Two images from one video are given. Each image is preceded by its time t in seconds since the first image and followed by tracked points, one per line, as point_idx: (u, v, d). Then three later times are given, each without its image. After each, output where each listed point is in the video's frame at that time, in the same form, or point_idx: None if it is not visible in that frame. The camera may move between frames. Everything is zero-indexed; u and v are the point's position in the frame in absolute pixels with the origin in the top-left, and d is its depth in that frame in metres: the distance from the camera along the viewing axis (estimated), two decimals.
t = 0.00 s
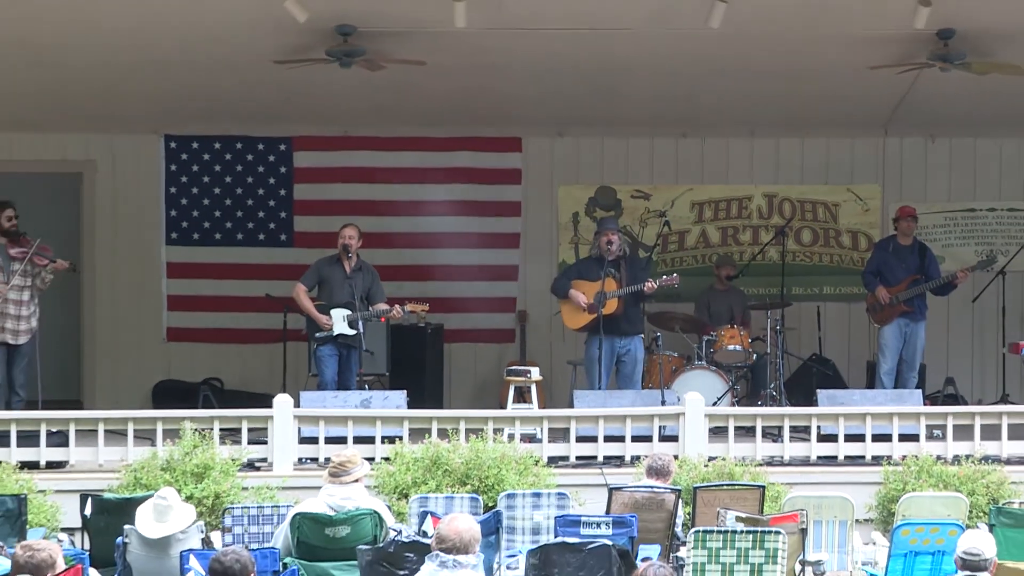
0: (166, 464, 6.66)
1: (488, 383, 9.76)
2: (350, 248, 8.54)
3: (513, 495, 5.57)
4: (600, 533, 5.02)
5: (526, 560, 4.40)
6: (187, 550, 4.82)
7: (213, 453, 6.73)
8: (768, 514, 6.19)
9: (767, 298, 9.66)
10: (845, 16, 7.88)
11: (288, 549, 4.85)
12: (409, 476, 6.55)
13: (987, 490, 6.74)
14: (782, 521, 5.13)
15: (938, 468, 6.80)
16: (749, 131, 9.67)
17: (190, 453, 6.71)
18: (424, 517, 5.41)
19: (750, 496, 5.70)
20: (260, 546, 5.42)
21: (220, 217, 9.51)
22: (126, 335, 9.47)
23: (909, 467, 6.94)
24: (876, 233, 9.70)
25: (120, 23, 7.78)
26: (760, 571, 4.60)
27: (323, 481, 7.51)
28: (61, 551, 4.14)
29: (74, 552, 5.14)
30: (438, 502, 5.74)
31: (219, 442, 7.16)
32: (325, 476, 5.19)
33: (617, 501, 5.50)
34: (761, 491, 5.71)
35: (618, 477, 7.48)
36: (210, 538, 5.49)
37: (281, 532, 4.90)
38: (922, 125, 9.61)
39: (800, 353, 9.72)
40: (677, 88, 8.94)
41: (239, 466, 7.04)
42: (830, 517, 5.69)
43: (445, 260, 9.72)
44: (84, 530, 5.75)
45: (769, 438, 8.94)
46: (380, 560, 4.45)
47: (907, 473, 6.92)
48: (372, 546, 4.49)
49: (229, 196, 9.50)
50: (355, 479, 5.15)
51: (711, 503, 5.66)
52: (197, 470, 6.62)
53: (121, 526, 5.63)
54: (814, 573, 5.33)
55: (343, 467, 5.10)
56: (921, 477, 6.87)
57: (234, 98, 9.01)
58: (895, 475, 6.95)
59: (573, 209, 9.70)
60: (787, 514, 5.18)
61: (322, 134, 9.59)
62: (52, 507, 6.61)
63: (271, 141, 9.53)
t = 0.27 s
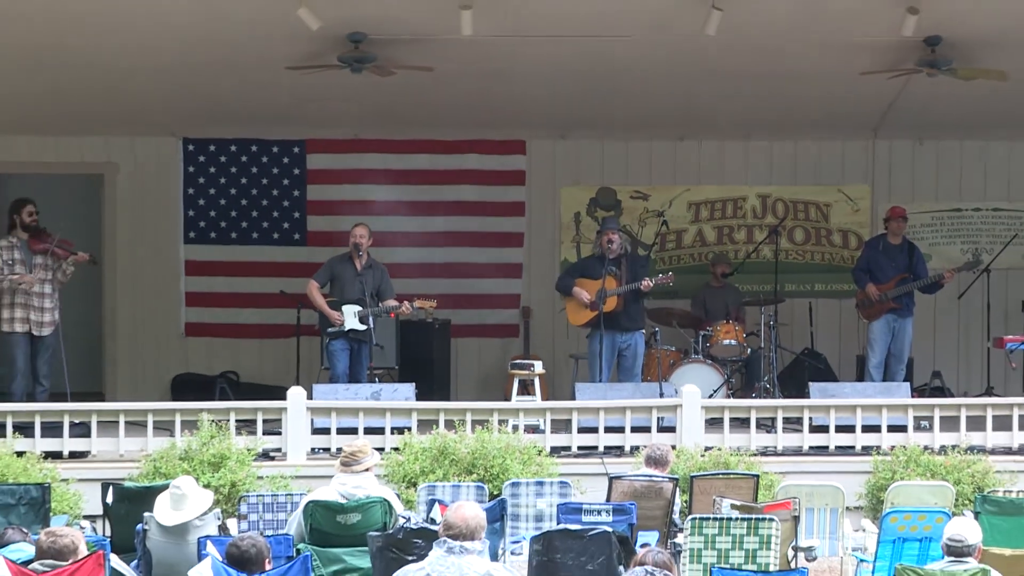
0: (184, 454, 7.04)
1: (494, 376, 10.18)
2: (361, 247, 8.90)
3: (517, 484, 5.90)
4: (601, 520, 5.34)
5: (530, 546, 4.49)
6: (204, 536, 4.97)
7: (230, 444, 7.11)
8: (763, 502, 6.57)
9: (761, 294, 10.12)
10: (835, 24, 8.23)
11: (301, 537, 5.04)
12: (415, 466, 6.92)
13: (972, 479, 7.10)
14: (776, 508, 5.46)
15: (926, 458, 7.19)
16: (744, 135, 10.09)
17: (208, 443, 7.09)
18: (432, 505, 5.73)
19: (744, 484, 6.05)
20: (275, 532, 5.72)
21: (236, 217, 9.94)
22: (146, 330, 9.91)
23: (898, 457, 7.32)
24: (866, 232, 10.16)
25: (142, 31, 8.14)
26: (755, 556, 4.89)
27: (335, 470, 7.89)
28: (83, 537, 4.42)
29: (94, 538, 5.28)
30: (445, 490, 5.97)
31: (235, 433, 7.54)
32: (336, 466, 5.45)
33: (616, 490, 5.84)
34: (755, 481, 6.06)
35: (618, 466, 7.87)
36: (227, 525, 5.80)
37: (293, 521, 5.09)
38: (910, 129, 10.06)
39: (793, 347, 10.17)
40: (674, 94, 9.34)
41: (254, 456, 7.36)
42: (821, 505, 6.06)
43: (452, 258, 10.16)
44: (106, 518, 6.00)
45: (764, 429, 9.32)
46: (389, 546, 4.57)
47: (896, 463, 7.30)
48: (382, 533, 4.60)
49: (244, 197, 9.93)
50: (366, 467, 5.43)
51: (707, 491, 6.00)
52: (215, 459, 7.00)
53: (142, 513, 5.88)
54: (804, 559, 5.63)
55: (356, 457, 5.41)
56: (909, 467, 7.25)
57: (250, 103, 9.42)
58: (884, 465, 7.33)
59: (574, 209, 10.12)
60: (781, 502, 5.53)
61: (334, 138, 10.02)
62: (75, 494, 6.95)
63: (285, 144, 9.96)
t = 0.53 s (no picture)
0: (200, 445, 7.43)
1: (498, 370, 10.60)
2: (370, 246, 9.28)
3: (519, 473, 6.28)
4: (600, 508, 5.59)
5: (532, 533, 4.85)
6: (219, 524, 5.25)
7: (244, 435, 7.49)
8: (756, 491, 6.94)
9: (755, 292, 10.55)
10: (825, 33, 8.57)
11: (312, 524, 5.38)
12: (422, 455, 7.31)
13: (958, 469, 7.47)
14: (769, 497, 5.68)
15: (913, 449, 7.56)
16: (738, 138, 10.53)
17: (223, 433, 7.48)
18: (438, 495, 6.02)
19: (738, 473, 6.36)
20: (286, 519, 6.04)
21: (250, 217, 10.36)
22: (163, 325, 10.35)
23: (885, 448, 7.69)
24: (855, 231, 10.64)
25: (161, 40, 8.52)
26: (748, 543, 5.21)
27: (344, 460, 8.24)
28: (103, 523, 4.67)
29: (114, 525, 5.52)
30: (451, 479, 6.37)
31: (249, 425, 7.92)
32: (346, 457, 5.72)
33: (615, 479, 6.15)
34: (749, 470, 6.35)
35: (616, 456, 8.24)
36: (241, 512, 6.10)
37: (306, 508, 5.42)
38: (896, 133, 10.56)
39: (785, 342, 10.64)
40: (670, 99, 9.74)
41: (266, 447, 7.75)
42: (812, 493, 6.45)
43: (457, 256, 10.58)
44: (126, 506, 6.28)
45: (757, 421, 9.71)
46: (397, 533, 4.94)
47: (884, 453, 7.67)
48: (391, 521, 4.98)
49: (258, 197, 10.35)
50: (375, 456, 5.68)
51: (702, 481, 6.30)
52: (230, 449, 7.38)
53: (158, 502, 6.18)
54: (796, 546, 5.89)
55: (365, 447, 5.65)
56: (897, 457, 7.61)
57: (263, 108, 9.83)
58: (873, 456, 7.69)
59: (575, 209, 10.54)
60: (773, 490, 5.74)
61: (344, 141, 10.44)
62: (95, 484, 7.29)
63: (296, 147, 10.38)
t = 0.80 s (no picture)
0: (213, 437, 7.70)
1: (502, 364, 10.91)
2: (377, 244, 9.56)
3: (523, 464, 6.48)
4: (601, 498, 5.78)
5: (536, 522, 5.00)
6: (231, 513, 5.48)
7: (255, 427, 7.76)
8: (753, 482, 7.17)
9: (752, 288, 10.87)
10: (820, 37, 8.83)
11: (322, 512, 5.61)
12: (427, 446, 7.60)
13: (949, 460, 7.73)
14: (766, 487, 5.87)
15: (905, 441, 7.82)
16: (735, 138, 10.84)
17: (234, 426, 7.75)
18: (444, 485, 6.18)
19: (735, 465, 6.52)
20: (297, 509, 6.26)
21: (262, 216, 10.68)
22: (177, 320, 10.66)
23: (879, 440, 7.95)
24: (849, 230, 10.99)
25: (177, 44, 8.80)
26: (745, 532, 5.32)
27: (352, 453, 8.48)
28: (117, 514, 4.84)
29: (127, 515, 5.70)
30: (456, 470, 6.60)
31: (260, 418, 8.17)
32: (354, 448, 5.77)
33: (616, 471, 6.23)
34: (746, 461, 6.54)
35: (617, 448, 8.51)
36: (251, 503, 6.31)
37: (316, 498, 5.64)
38: (889, 133, 10.89)
39: (780, 337, 10.97)
40: (670, 101, 10.03)
41: (277, 439, 8.01)
42: (808, 484, 6.61)
43: (462, 253, 10.88)
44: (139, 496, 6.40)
45: (754, 414, 10.00)
46: (404, 522, 5.12)
47: (877, 445, 7.93)
48: (398, 511, 5.16)
49: (269, 196, 10.67)
50: (384, 448, 5.77)
51: (700, 471, 6.49)
52: (242, 441, 7.65)
53: (173, 493, 6.26)
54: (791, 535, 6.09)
55: (374, 439, 5.74)
56: (890, 449, 7.88)
57: (274, 110, 10.12)
58: (866, 448, 7.95)
59: (577, 208, 10.84)
60: (769, 482, 5.93)
61: (353, 141, 10.75)
62: (110, 475, 7.51)
63: (307, 147, 10.71)
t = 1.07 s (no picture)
0: (221, 430, 7.83)
1: (506, 359, 11.08)
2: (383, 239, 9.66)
3: (527, 458, 6.46)
4: (604, 491, 5.82)
5: (539, 515, 4.99)
6: (239, 505, 5.42)
7: (263, 421, 7.88)
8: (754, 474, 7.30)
9: (753, 284, 11.04)
10: (820, 37, 8.98)
11: (330, 504, 5.64)
12: (433, 439, 7.75)
13: (947, 452, 7.84)
14: (766, 479, 5.97)
15: (904, 434, 7.94)
16: (736, 136, 11.01)
17: (243, 419, 7.87)
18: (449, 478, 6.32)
19: (736, 457, 6.64)
20: (304, 501, 6.21)
21: (269, 212, 10.84)
22: (186, 315, 10.85)
23: (877, 433, 8.10)
24: (848, 226, 11.17)
25: (187, 44, 8.96)
26: (745, 524, 5.36)
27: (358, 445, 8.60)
28: (128, 506, 4.61)
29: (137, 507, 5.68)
30: (461, 464, 6.59)
31: (269, 411, 8.29)
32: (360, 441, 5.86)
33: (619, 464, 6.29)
34: (746, 454, 6.67)
35: (620, 441, 8.64)
36: (258, 494, 6.22)
37: (322, 491, 5.67)
38: (888, 132, 11.08)
39: (781, 332, 11.15)
40: (672, 100, 10.19)
41: (285, 432, 8.14)
42: (808, 477, 6.70)
43: (468, 249, 11.05)
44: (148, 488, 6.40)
45: (755, 408, 10.15)
46: (410, 515, 5.10)
47: (876, 438, 8.07)
48: (403, 503, 5.14)
49: (276, 193, 10.85)
50: (389, 442, 5.81)
51: (702, 464, 6.58)
52: (250, 434, 7.78)
53: (182, 485, 6.29)
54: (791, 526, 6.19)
55: (381, 432, 5.81)
56: (888, 442, 8.01)
57: (282, 109, 10.30)
58: (865, 441, 8.09)
59: (581, 205, 11.02)
60: (770, 475, 6.00)
61: (360, 139, 10.93)
62: (120, 467, 7.60)
63: (314, 145, 10.89)
